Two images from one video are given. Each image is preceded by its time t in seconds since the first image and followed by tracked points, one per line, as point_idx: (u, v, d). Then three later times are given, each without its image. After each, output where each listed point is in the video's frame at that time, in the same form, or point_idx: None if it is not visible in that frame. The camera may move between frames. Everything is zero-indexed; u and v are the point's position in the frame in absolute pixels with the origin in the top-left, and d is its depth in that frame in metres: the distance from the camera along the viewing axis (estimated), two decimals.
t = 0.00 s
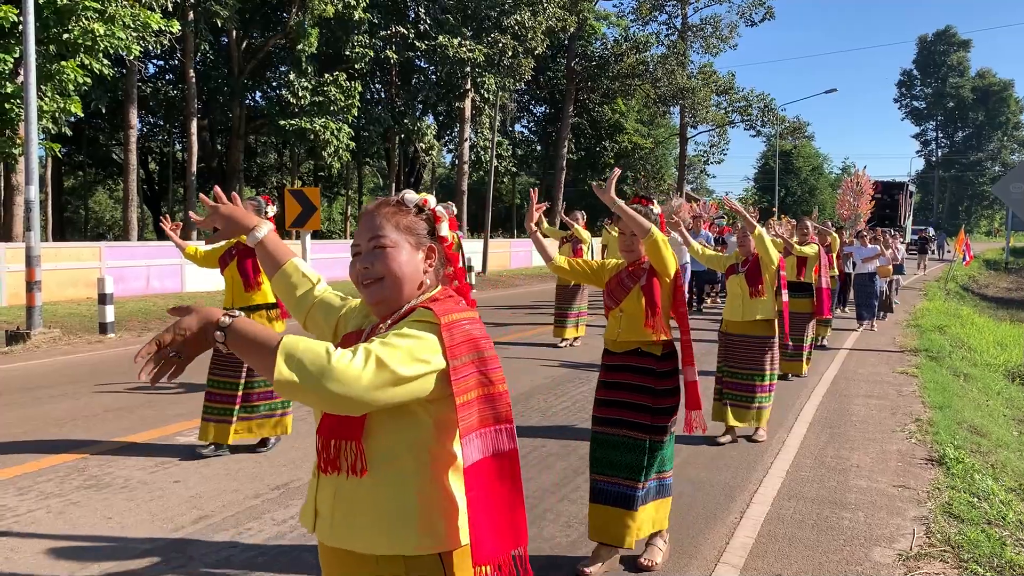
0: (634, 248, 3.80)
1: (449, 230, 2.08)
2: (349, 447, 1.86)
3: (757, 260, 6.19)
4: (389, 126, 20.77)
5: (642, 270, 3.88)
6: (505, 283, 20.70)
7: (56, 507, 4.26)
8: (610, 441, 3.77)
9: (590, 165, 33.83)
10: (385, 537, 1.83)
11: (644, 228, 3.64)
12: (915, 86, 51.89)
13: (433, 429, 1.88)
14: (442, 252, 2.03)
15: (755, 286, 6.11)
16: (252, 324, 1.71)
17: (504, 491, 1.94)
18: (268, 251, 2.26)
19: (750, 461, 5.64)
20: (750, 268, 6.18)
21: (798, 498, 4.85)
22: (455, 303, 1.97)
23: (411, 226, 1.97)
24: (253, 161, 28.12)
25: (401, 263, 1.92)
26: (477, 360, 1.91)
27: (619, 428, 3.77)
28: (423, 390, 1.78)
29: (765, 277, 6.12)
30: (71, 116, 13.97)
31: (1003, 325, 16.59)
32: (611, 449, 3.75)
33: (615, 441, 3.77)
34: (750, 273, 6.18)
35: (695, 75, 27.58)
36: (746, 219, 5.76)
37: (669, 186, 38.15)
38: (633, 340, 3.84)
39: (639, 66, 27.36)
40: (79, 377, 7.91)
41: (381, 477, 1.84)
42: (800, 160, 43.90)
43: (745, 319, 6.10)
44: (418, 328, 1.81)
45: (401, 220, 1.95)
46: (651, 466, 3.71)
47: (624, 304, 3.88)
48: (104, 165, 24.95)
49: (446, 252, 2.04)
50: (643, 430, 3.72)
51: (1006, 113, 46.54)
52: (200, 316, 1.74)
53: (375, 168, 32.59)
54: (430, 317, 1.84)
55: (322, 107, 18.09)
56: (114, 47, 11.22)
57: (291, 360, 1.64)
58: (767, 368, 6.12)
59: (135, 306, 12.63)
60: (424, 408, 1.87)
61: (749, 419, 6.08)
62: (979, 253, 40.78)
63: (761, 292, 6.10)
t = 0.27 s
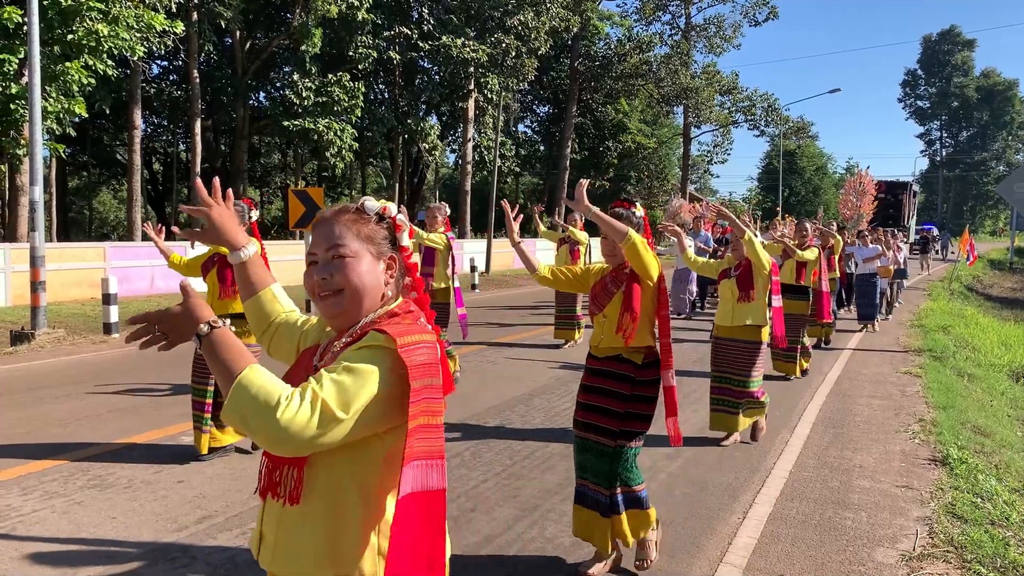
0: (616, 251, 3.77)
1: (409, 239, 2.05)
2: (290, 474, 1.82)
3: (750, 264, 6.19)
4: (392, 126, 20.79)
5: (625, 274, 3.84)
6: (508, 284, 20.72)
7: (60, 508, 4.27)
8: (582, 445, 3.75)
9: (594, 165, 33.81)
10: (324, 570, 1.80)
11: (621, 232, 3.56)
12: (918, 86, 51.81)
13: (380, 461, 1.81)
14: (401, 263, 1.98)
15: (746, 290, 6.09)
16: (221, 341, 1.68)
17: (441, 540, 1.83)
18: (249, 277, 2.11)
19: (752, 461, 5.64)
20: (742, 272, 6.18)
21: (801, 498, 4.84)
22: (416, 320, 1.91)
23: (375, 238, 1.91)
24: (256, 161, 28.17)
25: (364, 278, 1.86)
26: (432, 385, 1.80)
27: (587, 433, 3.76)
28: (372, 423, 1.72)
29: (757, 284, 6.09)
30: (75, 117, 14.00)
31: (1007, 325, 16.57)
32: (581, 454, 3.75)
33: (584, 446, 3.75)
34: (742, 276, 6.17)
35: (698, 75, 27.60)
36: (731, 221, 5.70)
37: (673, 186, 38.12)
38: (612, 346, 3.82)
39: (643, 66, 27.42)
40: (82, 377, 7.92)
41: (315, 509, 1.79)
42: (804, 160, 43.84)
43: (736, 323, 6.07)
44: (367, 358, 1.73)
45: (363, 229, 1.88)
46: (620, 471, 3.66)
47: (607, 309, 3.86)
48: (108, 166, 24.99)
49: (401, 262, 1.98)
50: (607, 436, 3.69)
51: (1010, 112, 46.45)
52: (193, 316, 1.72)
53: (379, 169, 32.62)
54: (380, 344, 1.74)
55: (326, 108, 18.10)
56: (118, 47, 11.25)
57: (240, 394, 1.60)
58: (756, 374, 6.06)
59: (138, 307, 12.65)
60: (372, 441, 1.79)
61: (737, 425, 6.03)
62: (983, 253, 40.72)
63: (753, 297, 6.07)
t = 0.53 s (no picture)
0: (605, 248, 3.74)
1: (385, 230, 2.03)
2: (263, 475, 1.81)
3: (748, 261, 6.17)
4: (395, 126, 20.77)
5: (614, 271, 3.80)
6: (511, 284, 20.70)
7: (62, 506, 4.28)
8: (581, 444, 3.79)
9: (596, 166, 33.77)
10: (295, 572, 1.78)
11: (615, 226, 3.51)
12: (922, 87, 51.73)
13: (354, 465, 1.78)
14: (374, 255, 1.97)
15: (744, 288, 6.07)
16: (194, 350, 1.63)
17: (413, 536, 1.84)
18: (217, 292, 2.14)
19: (755, 462, 5.65)
20: (740, 270, 6.15)
21: (803, 500, 4.83)
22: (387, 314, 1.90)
23: (347, 231, 1.89)
24: (259, 162, 28.18)
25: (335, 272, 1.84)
26: (403, 381, 1.79)
27: (581, 431, 3.81)
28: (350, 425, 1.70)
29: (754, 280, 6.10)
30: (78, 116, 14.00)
31: (1010, 327, 16.53)
32: (579, 453, 3.79)
33: (580, 445, 3.80)
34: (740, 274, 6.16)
35: (701, 76, 27.59)
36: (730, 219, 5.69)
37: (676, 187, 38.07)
38: (602, 344, 3.81)
39: (645, 67, 27.21)
40: (84, 377, 7.92)
41: (287, 505, 1.80)
42: (807, 161, 43.79)
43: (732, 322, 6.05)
44: (343, 358, 1.70)
45: (335, 219, 1.86)
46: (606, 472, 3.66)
47: (596, 307, 3.83)
48: (111, 166, 25.00)
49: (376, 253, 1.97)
50: (602, 435, 3.71)
51: (1014, 114, 46.35)
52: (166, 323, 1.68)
53: (381, 169, 32.61)
54: (356, 341, 1.72)
55: (329, 108, 18.07)
56: (121, 47, 11.25)
57: (212, 407, 1.56)
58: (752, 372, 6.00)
59: (140, 306, 12.66)
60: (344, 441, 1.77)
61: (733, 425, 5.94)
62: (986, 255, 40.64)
63: (751, 295, 6.04)
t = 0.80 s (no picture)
0: (598, 251, 3.76)
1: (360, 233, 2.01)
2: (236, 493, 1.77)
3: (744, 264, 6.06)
4: (395, 127, 20.76)
5: (607, 275, 3.80)
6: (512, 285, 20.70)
7: (63, 505, 4.28)
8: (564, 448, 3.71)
9: (596, 167, 33.77)
10: None
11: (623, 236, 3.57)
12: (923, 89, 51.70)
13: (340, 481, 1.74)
14: (351, 260, 1.94)
15: (741, 291, 5.98)
16: (212, 387, 1.52)
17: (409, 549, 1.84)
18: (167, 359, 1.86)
19: (754, 463, 5.65)
20: (736, 273, 6.04)
21: (803, 501, 4.84)
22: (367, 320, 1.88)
23: (330, 239, 1.85)
24: (260, 162, 28.19)
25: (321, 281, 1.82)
26: (396, 391, 1.78)
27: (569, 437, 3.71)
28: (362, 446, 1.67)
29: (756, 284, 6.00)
30: (78, 115, 13.99)
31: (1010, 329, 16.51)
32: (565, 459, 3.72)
33: (569, 450, 3.70)
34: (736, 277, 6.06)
35: (702, 78, 27.61)
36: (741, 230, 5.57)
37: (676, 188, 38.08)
38: (595, 350, 3.77)
39: (646, 68, 27.16)
40: (84, 376, 7.91)
41: (269, 522, 1.75)
42: (807, 163, 43.81)
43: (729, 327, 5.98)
44: (345, 376, 1.66)
45: (317, 226, 1.82)
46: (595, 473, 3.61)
47: (589, 311, 3.82)
48: (112, 165, 24.98)
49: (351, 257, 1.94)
50: (585, 437, 3.65)
51: (1015, 116, 46.30)
52: (176, 362, 1.54)
53: (382, 169, 32.60)
54: (353, 357, 1.69)
55: (329, 108, 18.05)
56: (122, 46, 11.26)
57: (246, 451, 1.47)
58: (752, 375, 6.01)
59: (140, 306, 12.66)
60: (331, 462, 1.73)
61: (738, 430, 5.91)
62: (986, 257, 40.57)
63: (748, 299, 5.97)
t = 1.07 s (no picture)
0: (588, 249, 3.70)
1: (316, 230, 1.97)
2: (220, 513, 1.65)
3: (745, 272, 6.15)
4: (394, 128, 20.75)
5: (599, 277, 3.78)
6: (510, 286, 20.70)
7: (60, 506, 4.28)
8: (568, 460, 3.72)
9: (595, 168, 33.79)
10: None
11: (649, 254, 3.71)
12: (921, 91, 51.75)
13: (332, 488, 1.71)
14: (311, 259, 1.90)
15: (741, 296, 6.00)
16: (292, 453, 1.46)
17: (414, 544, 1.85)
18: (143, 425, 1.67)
19: (753, 464, 5.66)
20: (737, 279, 6.10)
21: (802, 502, 4.84)
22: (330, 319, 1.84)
23: (295, 239, 1.80)
24: (259, 162, 28.18)
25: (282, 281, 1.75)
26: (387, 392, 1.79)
27: (567, 445, 3.74)
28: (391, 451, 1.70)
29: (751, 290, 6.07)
30: (77, 116, 13.98)
31: (1008, 330, 16.52)
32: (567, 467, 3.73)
33: (569, 459, 3.72)
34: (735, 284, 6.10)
35: (700, 79, 27.62)
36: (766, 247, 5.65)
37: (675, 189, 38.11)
38: (587, 353, 3.75)
39: (645, 69, 27.17)
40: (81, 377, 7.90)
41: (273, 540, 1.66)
42: (806, 164, 43.85)
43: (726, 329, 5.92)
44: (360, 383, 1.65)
45: (279, 227, 1.76)
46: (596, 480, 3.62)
47: (580, 314, 3.81)
48: (111, 166, 24.96)
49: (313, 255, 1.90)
50: (594, 446, 3.65)
51: (1013, 117, 46.32)
52: (243, 440, 1.39)
53: (381, 170, 32.60)
54: (358, 362, 1.67)
55: (328, 109, 18.07)
56: (120, 47, 11.25)
57: (357, 489, 1.51)
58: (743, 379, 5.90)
59: (139, 306, 12.65)
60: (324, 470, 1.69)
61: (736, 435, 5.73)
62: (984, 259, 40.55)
63: (746, 305, 5.98)
